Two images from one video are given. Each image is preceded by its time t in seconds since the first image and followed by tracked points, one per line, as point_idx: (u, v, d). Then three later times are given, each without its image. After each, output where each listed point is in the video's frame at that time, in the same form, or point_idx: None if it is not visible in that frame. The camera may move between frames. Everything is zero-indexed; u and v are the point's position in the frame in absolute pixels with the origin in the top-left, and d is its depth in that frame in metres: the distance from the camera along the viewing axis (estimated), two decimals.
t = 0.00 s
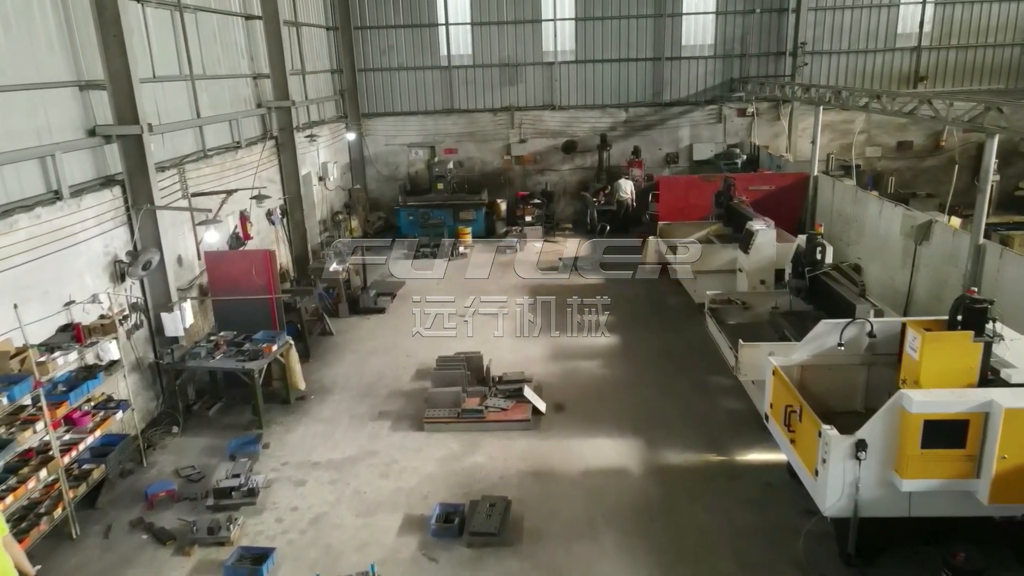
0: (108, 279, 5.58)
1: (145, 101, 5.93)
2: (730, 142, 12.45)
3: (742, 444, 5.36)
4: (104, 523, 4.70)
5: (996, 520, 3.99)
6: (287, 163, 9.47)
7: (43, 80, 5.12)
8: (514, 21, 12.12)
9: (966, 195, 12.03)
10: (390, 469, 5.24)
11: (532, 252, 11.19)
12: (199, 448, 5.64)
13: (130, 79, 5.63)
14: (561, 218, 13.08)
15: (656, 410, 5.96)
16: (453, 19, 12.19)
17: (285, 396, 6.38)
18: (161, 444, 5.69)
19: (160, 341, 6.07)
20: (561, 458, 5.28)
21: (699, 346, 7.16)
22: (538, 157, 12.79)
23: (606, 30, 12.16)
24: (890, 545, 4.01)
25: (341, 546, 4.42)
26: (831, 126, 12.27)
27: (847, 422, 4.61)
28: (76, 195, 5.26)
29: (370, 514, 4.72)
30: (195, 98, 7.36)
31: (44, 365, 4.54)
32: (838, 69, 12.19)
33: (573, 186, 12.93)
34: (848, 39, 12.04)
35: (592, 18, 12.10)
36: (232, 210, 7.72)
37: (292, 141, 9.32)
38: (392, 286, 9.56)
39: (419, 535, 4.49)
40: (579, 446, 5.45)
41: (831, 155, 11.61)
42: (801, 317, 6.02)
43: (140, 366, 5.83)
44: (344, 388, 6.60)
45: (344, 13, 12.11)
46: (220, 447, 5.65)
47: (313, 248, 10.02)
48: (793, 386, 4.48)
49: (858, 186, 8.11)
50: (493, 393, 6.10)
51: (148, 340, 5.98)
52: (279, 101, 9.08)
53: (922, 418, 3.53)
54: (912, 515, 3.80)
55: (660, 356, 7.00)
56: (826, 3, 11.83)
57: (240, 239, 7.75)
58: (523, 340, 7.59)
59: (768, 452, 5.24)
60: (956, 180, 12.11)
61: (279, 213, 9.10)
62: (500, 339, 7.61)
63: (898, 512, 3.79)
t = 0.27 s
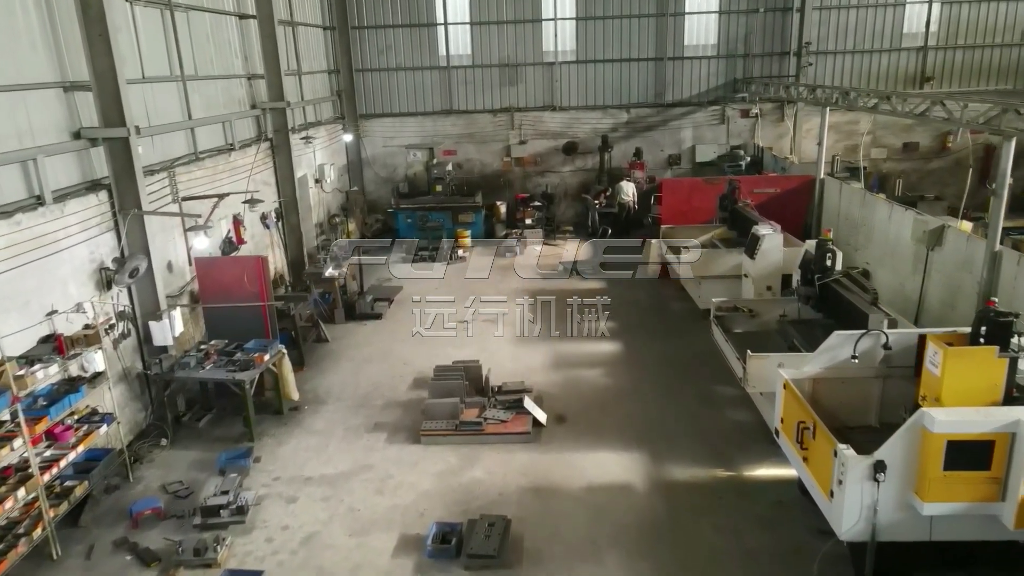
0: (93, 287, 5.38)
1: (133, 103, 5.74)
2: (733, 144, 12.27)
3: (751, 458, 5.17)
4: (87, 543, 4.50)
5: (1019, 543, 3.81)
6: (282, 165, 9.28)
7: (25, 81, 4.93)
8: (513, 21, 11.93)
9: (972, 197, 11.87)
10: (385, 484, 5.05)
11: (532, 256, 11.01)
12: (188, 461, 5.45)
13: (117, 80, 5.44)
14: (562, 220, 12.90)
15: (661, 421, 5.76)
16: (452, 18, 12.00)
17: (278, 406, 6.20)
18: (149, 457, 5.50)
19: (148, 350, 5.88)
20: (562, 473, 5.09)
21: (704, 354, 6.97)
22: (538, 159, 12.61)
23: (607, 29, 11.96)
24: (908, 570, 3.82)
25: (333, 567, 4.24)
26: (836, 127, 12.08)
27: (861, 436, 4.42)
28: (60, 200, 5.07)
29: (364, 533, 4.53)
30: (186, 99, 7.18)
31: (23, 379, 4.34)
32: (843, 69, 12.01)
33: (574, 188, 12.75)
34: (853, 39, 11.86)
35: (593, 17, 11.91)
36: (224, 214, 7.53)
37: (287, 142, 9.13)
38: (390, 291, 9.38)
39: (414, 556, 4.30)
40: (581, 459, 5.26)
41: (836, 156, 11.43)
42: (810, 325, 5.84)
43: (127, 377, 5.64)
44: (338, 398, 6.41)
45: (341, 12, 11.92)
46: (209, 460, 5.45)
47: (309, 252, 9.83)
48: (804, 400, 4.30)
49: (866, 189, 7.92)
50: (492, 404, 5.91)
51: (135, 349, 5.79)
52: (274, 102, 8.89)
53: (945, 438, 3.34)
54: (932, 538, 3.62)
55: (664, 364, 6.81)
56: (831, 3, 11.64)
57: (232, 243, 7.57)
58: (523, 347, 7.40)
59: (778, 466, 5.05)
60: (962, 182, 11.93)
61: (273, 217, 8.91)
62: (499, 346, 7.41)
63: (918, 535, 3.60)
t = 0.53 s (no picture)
0: (78, 295, 5.19)
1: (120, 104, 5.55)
2: (736, 145, 12.08)
3: (760, 473, 4.97)
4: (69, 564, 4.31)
5: None
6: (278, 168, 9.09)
7: (6, 82, 4.74)
8: (513, 21, 11.74)
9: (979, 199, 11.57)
10: (380, 501, 4.85)
11: (532, 259, 10.82)
12: (176, 476, 5.25)
13: (103, 81, 5.26)
14: (562, 223, 12.71)
15: (666, 434, 5.57)
16: (451, 18, 11.81)
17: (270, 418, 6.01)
18: (136, 472, 5.30)
19: (136, 359, 5.70)
20: (564, 489, 4.90)
21: (709, 363, 6.78)
22: (538, 160, 12.42)
23: (608, 29, 11.78)
24: None
25: None
26: (841, 128, 11.89)
27: (877, 453, 4.22)
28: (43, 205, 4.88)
29: (357, 554, 4.34)
30: (177, 101, 7.00)
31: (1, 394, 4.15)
32: (849, 69, 11.82)
33: (575, 190, 12.57)
34: (858, 38, 11.67)
35: (594, 16, 11.71)
36: (217, 218, 7.35)
37: (282, 144, 8.94)
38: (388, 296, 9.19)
39: None
40: (584, 474, 5.07)
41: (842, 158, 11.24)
42: (821, 334, 5.65)
43: (114, 388, 5.45)
44: (333, 408, 6.22)
45: (338, 11, 11.73)
46: (198, 475, 5.26)
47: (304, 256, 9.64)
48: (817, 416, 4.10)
49: (874, 192, 7.73)
50: (491, 416, 5.72)
51: (123, 359, 5.60)
52: (269, 103, 8.70)
53: (970, 461, 3.15)
54: (954, 564, 3.43)
55: (669, 373, 6.61)
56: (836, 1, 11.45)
57: (225, 248, 7.39)
58: (524, 355, 7.21)
59: (788, 483, 4.85)
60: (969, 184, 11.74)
61: (268, 220, 8.72)
62: (499, 354, 7.22)
63: (940, 562, 3.41)
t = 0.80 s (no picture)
0: (62, 304, 4.99)
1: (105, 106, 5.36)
2: (740, 147, 11.89)
3: (770, 490, 4.78)
4: None
5: None
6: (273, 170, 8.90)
7: None
8: (513, 20, 11.55)
9: (985, 202, 11.52)
10: (374, 519, 4.67)
11: (533, 263, 10.64)
12: (164, 492, 5.06)
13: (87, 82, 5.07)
14: (563, 225, 12.53)
15: (671, 448, 5.38)
16: (450, 17, 11.62)
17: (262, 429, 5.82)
18: (122, 487, 5.11)
19: (124, 370, 5.51)
20: (566, 506, 4.71)
21: (715, 371, 6.59)
22: (538, 162, 12.23)
23: (610, 28, 11.59)
24: None
25: None
26: (846, 129, 11.69)
27: (893, 472, 4.03)
28: (24, 212, 4.68)
29: None
30: (168, 102, 6.81)
31: None
32: (854, 70, 11.63)
33: (575, 192, 12.38)
34: (864, 38, 11.47)
35: (596, 15, 11.52)
36: (209, 222, 7.17)
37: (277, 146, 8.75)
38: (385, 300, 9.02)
39: None
40: (586, 490, 4.88)
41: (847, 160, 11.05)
42: (831, 344, 5.46)
43: (100, 400, 5.25)
44: (327, 419, 6.04)
45: (335, 10, 11.54)
46: (185, 491, 5.07)
47: (300, 260, 9.46)
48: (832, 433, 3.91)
49: (883, 195, 7.55)
50: (490, 428, 5.53)
51: (109, 369, 5.40)
52: (264, 104, 8.51)
53: (999, 486, 2.97)
54: None
55: (673, 383, 6.43)
56: None
57: (218, 253, 7.21)
58: (523, 363, 7.02)
59: (799, 500, 4.66)
60: (976, 186, 11.56)
61: (263, 224, 8.53)
62: (498, 362, 7.03)
63: None
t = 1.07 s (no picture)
0: (44, 315, 4.79)
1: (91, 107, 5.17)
2: (744, 148, 11.70)
3: (780, 508, 4.59)
4: None
5: None
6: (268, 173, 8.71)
7: None
8: (513, 19, 11.36)
9: (993, 203, 11.50)
10: (368, 538, 4.47)
11: (533, 267, 10.45)
12: (150, 509, 4.87)
13: (71, 82, 4.88)
14: (564, 228, 12.34)
15: (677, 462, 5.19)
16: (449, 16, 11.43)
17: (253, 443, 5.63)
18: (107, 503, 4.93)
19: (109, 381, 5.32)
20: (568, 525, 4.51)
21: (721, 381, 6.39)
22: (539, 164, 12.04)
23: (611, 28, 11.40)
24: None
25: None
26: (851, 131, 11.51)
27: (913, 492, 3.84)
28: (4, 217, 4.50)
29: None
30: (158, 103, 6.62)
31: None
32: (860, 70, 11.44)
33: (576, 194, 12.19)
34: (870, 38, 11.29)
35: (597, 15, 11.33)
36: (201, 226, 6.98)
37: (272, 148, 8.56)
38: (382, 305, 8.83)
39: None
40: (589, 508, 4.69)
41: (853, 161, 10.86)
42: (843, 354, 5.27)
43: (84, 413, 5.07)
44: (321, 430, 5.85)
45: (332, 10, 11.36)
46: (172, 507, 4.88)
47: (295, 264, 9.27)
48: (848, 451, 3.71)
49: (892, 198, 7.36)
50: (489, 441, 5.34)
51: (94, 381, 5.21)
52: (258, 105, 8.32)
53: None
54: None
55: (677, 392, 6.24)
56: None
57: (210, 258, 7.03)
58: (524, 371, 6.83)
59: (811, 519, 4.47)
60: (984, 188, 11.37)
61: (257, 227, 8.35)
62: (498, 370, 6.84)
63: None
